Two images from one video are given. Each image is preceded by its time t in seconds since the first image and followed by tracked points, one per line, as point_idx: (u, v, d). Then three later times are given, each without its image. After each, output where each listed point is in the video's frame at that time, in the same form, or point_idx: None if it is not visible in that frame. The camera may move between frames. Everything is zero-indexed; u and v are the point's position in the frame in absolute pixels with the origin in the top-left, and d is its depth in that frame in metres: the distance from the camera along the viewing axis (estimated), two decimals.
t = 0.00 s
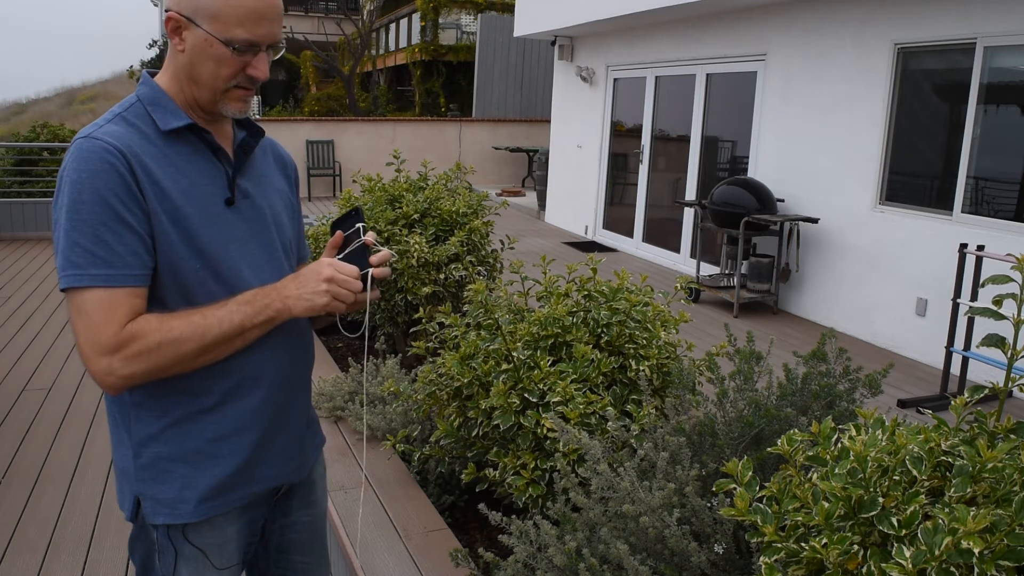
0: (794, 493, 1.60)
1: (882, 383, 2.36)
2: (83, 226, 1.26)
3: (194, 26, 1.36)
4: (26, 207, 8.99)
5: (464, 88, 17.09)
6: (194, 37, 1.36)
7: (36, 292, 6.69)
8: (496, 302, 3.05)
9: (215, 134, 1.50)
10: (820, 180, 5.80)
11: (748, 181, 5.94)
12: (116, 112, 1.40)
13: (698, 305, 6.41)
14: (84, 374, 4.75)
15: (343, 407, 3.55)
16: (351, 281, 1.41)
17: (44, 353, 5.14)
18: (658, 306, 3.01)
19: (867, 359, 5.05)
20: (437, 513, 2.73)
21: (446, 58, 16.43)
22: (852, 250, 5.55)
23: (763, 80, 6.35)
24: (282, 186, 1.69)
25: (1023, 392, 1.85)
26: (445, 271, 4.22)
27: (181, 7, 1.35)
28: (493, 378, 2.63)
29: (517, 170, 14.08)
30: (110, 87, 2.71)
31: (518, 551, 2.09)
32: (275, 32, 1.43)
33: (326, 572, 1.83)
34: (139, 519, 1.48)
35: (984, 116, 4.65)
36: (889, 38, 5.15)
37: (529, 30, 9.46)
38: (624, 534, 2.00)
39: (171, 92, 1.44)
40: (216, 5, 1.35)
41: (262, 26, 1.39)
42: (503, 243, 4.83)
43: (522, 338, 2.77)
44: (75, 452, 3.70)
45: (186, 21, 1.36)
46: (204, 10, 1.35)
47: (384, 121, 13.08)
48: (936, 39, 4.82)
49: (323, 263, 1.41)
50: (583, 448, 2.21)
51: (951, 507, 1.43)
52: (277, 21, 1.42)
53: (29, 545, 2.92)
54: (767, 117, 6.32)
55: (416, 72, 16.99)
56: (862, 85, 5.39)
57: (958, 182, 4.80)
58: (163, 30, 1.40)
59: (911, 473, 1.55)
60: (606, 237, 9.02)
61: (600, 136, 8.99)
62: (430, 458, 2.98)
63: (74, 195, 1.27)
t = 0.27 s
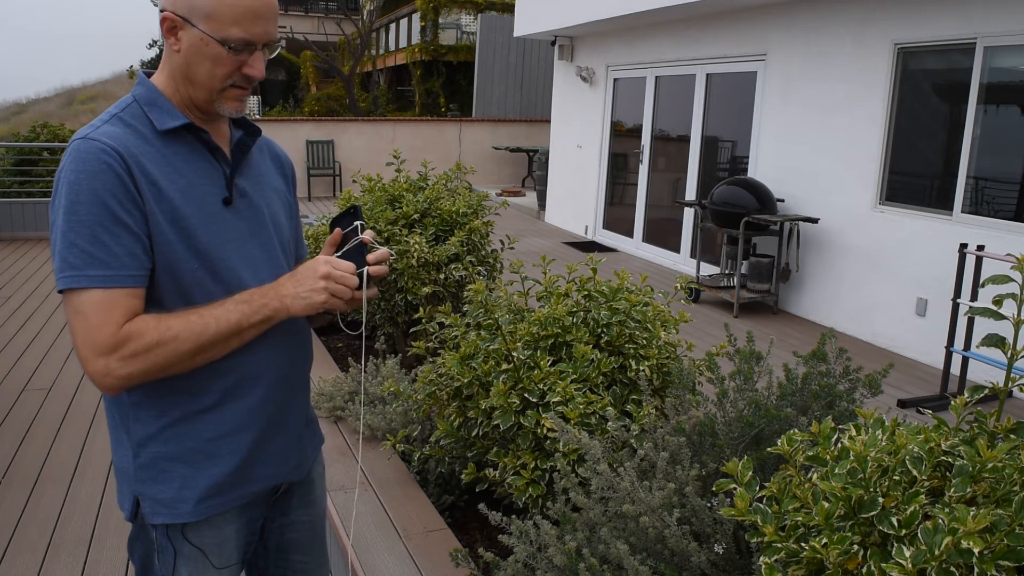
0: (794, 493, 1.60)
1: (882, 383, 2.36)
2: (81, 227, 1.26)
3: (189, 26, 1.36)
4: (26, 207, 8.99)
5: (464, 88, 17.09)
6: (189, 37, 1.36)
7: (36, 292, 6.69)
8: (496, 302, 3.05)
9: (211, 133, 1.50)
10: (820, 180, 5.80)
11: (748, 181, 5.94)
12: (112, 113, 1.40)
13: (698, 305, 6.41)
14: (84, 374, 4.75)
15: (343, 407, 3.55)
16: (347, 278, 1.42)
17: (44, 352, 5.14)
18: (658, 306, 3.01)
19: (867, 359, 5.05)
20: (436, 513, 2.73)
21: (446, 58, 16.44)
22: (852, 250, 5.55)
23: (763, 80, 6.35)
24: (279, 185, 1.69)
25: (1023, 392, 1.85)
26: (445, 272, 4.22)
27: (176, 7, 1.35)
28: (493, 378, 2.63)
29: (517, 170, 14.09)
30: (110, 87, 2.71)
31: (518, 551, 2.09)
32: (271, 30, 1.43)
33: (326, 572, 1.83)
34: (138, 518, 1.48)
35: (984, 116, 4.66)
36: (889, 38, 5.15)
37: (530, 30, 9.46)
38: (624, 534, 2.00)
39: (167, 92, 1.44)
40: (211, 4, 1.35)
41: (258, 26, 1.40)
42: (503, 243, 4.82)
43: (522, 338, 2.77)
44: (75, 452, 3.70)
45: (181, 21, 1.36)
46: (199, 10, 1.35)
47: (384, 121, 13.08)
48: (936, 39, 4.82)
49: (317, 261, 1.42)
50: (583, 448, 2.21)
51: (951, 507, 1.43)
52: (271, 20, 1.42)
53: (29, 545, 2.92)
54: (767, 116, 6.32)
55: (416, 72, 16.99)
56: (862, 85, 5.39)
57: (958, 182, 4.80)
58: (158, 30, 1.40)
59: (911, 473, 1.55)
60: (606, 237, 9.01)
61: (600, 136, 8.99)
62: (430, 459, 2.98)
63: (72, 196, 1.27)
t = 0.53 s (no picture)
0: (794, 493, 1.60)
1: (882, 383, 2.36)
2: (80, 228, 1.27)
3: (186, 26, 1.35)
4: (26, 207, 9.00)
5: (464, 88, 17.09)
6: (186, 37, 1.36)
7: (36, 292, 6.69)
8: (496, 302, 3.06)
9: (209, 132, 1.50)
10: (820, 180, 5.80)
11: (748, 181, 5.94)
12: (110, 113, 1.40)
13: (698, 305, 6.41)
14: (84, 374, 4.75)
15: (342, 407, 3.55)
16: (352, 290, 1.38)
17: (44, 352, 5.14)
18: (658, 306, 3.01)
19: (867, 358, 5.05)
20: (436, 513, 2.73)
21: (446, 58, 16.44)
22: (852, 250, 5.55)
23: (763, 80, 6.35)
24: (277, 183, 1.69)
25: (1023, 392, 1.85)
26: (445, 271, 4.22)
27: (172, 7, 1.35)
28: (493, 378, 2.63)
29: (517, 170, 14.09)
30: (109, 86, 2.71)
31: (518, 551, 2.09)
32: (267, 29, 1.43)
33: (326, 571, 1.83)
34: (137, 518, 1.48)
35: (984, 116, 4.66)
36: (889, 38, 5.16)
37: (530, 30, 9.46)
38: (624, 534, 2.00)
39: (164, 92, 1.44)
40: (208, 3, 1.35)
41: (254, 24, 1.40)
42: (503, 243, 4.82)
43: (522, 338, 2.77)
44: (75, 452, 3.70)
45: (177, 21, 1.36)
46: (195, 9, 1.34)
47: (384, 121, 13.08)
48: (936, 39, 4.82)
49: (321, 272, 1.37)
50: (583, 448, 2.21)
51: (951, 507, 1.43)
52: (267, 18, 1.42)
53: (29, 544, 2.92)
54: (767, 116, 6.32)
55: (416, 72, 16.98)
56: (862, 85, 5.39)
57: (958, 182, 4.79)
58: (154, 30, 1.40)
59: (911, 473, 1.55)
60: (606, 237, 9.02)
61: (600, 136, 8.99)
62: (430, 458, 2.98)
63: (71, 198, 1.27)
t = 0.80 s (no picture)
0: (794, 493, 1.60)
1: (882, 383, 2.36)
2: (79, 230, 1.27)
3: (187, 27, 1.36)
4: (26, 207, 9.00)
5: (464, 88, 17.09)
6: (187, 38, 1.37)
7: (36, 292, 6.69)
8: (496, 302, 3.06)
9: (208, 133, 1.51)
10: (820, 180, 5.80)
11: (748, 181, 5.94)
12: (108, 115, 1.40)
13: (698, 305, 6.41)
14: (84, 374, 4.75)
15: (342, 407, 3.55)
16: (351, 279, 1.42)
17: (44, 352, 5.15)
18: (658, 306, 3.01)
19: (867, 359, 5.05)
20: (437, 514, 2.73)
21: (446, 58, 16.44)
22: (852, 250, 5.55)
23: (763, 80, 6.35)
24: (275, 184, 1.69)
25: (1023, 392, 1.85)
26: (445, 272, 4.22)
27: (173, 8, 1.35)
28: (493, 378, 2.63)
29: (517, 170, 14.09)
30: (110, 87, 2.71)
31: (518, 551, 2.09)
32: (267, 29, 1.44)
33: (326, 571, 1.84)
34: (136, 518, 1.48)
35: (984, 116, 4.66)
36: (889, 38, 5.16)
37: (530, 30, 9.46)
38: (624, 534, 2.00)
39: (164, 93, 1.44)
40: (210, 4, 1.35)
41: (254, 24, 1.41)
42: (503, 243, 4.82)
43: (523, 338, 2.78)
44: (75, 452, 3.70)
45: (178, 22, 1.36)
46: (197, 10, 1.35)
47: (384, 121, 13.08)
48: (937, 39, 4.82)
49: (324, 265, 1.41)
50: (583, 448, 2.21)
51: (950, 507, 1.43)
52: (267, 18, 1.43)
53: (29, 545, 2.93)
54: (767, 116, 6.32)
55: (416, 72, 16.98)
56: (862, 85, 5.39)
57: (958, 182, 4.80)
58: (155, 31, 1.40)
59: (911, 473, 1.55)
60: (606, 237, 9.02)
61: (600, 136, 8.99)
62: (430, 458, 2.98)
63: (70, 200, 1.27)
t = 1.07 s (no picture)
0: (794, 493, 1.60)
1: (882, 383, 2.36)
2: (98, 225, 1.27)
3: (200, 29, 1.35)
4: (26, 207, 9.01)
5: (464, 88, 17.09)
6: (200, 40, 1.36)
7: (36, 292, 6.70)
8: (496, 302, 3.06)
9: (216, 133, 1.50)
10: (821, 180, 5.80)
11: (748, 181, 5.94)
12: (120, 112, 1.40)
13: (698, 305, 6.41)
14: (84, 374, 4.75)
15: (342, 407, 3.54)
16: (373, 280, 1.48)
17: (44, 352, 5.15)
18: (658, 306, 3.01)
19: (867, 359, 5.05)
20: (437, 514, 2.73)
21: (446, 58, 16.44)
22: (852, 249, 5.54)
23: (763, 80, 6.35)
24: (281, 184, 1.69)
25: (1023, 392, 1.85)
26: (445, 271, 4.22)
27: (187, 10, 1.35)
28: (493, 378, 2.63)
29: (517, 170, 14.09)
30: (110, 87, 2.71)
31: (518, 551, 2.09)
32: (280, 33, 1.43)
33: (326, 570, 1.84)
34: (133, 511, 1.48)
35: (984, 116, 4.66)
36: (889, 39, 5.16)
37: (530, 30, 9.46)
38: (624, 534, 2.00)
39: (174, 92, 1.44)
40: (223, 8, 1.35)
41: (268, 29, 1.40)
42: (503, 243, 4.82)
43: (523, 338, 2.78)
44: (75, 452, 3.71)
45: (192, 23, 1.36)
46: (210, 13, 1.35)
47: (383, 121, 13.08)
48: (937, 39, 4.82)
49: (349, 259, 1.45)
50: (583, 448, 2.21)
51: (950, 507, 1.43)
52: (281, 24, 1.42)
53: (29, 545, 2.93)
54: (767, 116, 6.32)
55: (416, 72, 16.98)
56: (862, 85, 5.39)
57: (958, 182, 4.80)
58: (167, 31, 1.40)
59: (911, 473, 1.55)
60: (606, 237, 9.02)
61: (600, 136, 8.99)
62: (430, 458, 2.98)
63: (87, 195, 1.27)
